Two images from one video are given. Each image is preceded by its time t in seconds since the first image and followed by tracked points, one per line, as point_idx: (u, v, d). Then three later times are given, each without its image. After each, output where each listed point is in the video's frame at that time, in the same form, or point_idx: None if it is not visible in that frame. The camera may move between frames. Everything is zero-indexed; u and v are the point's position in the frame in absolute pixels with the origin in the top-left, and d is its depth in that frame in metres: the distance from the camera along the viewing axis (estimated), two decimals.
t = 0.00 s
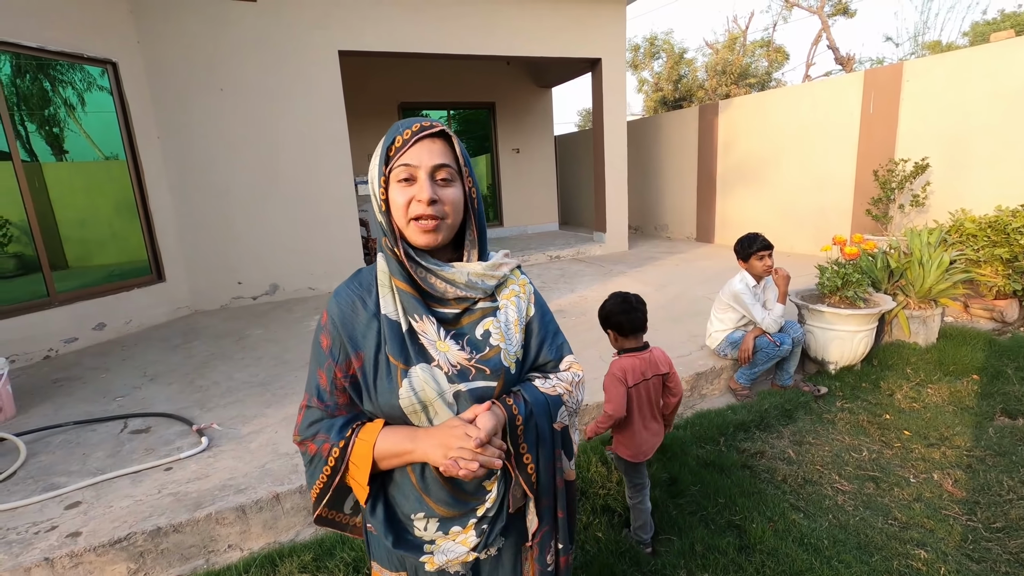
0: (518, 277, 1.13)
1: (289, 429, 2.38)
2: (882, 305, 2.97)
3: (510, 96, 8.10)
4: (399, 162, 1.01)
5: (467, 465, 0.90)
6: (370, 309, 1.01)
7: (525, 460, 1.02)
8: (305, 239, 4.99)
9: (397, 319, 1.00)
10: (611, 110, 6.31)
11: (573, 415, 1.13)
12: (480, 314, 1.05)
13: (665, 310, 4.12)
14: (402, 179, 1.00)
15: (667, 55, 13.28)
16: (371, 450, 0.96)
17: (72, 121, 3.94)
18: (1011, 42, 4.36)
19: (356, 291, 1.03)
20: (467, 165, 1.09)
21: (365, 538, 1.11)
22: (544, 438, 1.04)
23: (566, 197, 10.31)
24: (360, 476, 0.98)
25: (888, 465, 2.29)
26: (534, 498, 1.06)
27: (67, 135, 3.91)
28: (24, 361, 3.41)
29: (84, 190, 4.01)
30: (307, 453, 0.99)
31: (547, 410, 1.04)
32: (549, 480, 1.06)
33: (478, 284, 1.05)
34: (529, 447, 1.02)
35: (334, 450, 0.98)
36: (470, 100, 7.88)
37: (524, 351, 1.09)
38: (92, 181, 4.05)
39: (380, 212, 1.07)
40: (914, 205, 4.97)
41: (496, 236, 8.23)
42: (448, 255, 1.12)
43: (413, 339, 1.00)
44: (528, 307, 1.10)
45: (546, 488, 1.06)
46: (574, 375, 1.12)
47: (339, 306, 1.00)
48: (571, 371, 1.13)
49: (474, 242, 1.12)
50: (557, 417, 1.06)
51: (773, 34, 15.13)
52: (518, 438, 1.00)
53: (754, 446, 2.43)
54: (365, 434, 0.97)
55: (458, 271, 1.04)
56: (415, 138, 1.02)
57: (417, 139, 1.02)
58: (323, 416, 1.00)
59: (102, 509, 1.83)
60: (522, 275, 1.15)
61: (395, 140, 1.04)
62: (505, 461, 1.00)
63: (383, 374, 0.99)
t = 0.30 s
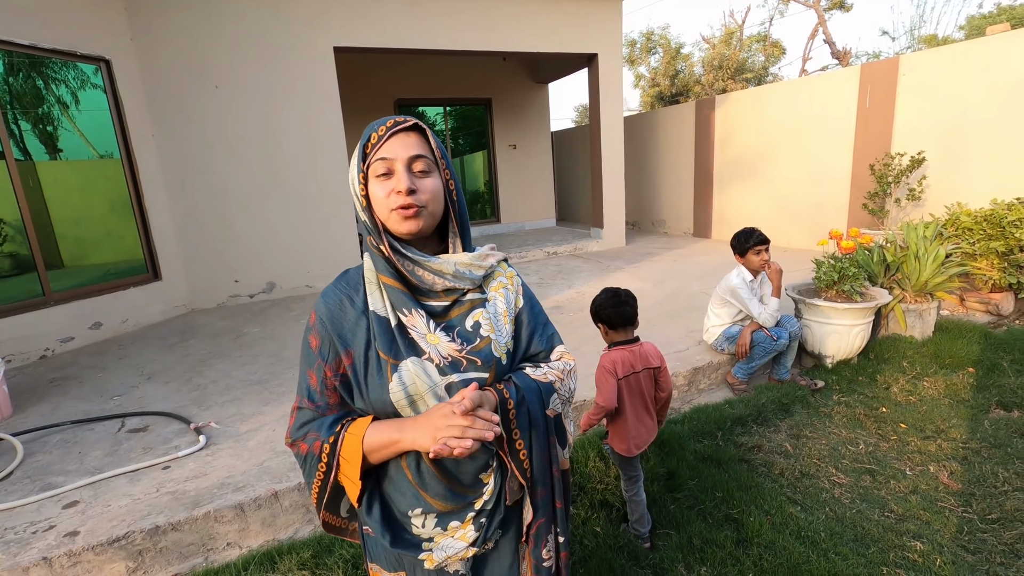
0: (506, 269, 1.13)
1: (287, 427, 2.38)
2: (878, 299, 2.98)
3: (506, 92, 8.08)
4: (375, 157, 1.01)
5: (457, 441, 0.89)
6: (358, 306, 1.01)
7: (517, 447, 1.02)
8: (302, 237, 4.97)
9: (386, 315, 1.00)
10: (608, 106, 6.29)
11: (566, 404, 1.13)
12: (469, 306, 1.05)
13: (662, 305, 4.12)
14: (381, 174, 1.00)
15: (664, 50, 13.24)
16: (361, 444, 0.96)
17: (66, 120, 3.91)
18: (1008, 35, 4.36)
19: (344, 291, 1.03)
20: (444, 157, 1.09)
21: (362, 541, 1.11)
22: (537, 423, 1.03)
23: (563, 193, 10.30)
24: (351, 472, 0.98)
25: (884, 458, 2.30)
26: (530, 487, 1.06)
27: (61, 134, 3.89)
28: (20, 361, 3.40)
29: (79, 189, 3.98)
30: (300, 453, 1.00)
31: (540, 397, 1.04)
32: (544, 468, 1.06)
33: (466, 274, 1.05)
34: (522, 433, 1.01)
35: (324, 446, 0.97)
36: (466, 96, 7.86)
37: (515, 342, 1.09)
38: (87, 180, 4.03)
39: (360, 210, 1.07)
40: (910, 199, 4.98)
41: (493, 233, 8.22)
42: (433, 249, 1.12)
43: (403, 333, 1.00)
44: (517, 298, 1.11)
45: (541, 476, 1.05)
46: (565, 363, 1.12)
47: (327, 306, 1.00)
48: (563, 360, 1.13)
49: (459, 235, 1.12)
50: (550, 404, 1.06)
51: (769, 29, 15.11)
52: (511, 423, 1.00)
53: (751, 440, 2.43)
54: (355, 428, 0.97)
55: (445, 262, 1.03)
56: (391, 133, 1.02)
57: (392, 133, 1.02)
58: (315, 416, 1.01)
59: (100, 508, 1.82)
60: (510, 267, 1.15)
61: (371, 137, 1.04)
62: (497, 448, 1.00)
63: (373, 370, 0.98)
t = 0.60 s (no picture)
0: (501, 268, 1.14)
1: (289, 427, 2.38)
2: (880, 300, 2.98)
3: (508, 93, 8.08)
4: (364, 165, 1.02)
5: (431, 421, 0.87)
6: (356, 309, 1.02)
7: (515, 438, 1.02)
8: (304, 237, 4.99)
9: (385, 316, 1.01)
10: (610, 107, 6.30)
11: (564, 397, 1.13)
12: (465, 304, 1.05)
13: (663, 306, 4.12)
14: (371, 182, 1.01)
15: (666, 51, 13.23)
16: (357, 446, 0.96)
17: (70, 120, 3.94)
18: (1010, 37, 4.35)
19: (342, 295, 1.04)
20: (434, 162, 1.09)
21: (365, 541, 1.12)
22: (536, 414, 1.03)
23: (565, 194, 10.31)
24: (350, 475, 0.98)
25: (886, 460, 2.30)
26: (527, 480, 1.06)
27: (65, 135, 3.91)
28: (24, 361, 3.41)
29: (82, 190, 4.01)
30: (302, 457, 1.00)
31: (540, 390, 1.04)
32: (542, 461, 1.06)
33: (460, 274, 1.05)
34: (520, 422, 1.01)
35: (323, 449, 0.98)
36: (468, 97, 7.87)
37: (513, 338, 1.10)
38: (90, 180, 4.05)
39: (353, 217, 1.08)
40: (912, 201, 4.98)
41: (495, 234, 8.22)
42: (428, 250, 1.13)
43: (402, 333, 1.01)
44: (514, 297, 1.11)
45: (538, 469, 1.05)
46: (562, 359, 1.14)
47: (325, 310, 1.01)
48: (560, 356, 1.15)
49: (452, 238, 1.13)
50: (549, 396, 1.06)
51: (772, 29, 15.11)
52: (509, 414, 1.00)
53: (753, 441, 2.43)
54: (350, 431, 0.97)
55: (438, 263, 1.04)
56: (379, 141, 1.02)
57: (380, 141, 1.02)
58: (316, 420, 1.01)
59: (103, 507, 1.83)
60: (506, 266, 1.16)
61: (360, 145, 1.04)
62: (497, 440, 1.00)
63: (374, 370, 0.98)
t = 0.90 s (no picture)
0: (506, 263, 1.15)
1: (291, 423, 2.39)
2: (882, 297, 2.98)
3: (509, 89, 8.07)
4: (367, 156, 1.02)
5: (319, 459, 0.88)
6: (359, 311, 1.03)
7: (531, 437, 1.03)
8: (306, 234, 4.99)
9: (390, 317, 1.02)
10: (611, 104, 6.28)
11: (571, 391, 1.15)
12: (473, 303, 1.06)
13: (665, 303, 4.13)
14: (374, 173, 1.01)
15: (668, 47, 13.18)
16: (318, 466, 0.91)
17: (71, 117, 3.95)
18: (1015, 33, 4.33)
19: (344, 296, 1.05)
20: (437, 153, 1.10)
21: (373, 537, 1.10)
22: (547, 412, 1.05)
23: (566, 191, 10.30)
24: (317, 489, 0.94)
25: (887, 457, 2.30)
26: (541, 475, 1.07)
27: (67, 132, 3.92)
28: (27, 357, 3.42)
29: (84, 186, 4.02)
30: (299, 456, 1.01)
31: (548, 387, 1.06)
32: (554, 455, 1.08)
33: (466, 271, 1.06)
34: (535, 423, 1.03)
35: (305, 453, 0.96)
36: (470, 94, 7.86)
37: (519, 334, 1.11)
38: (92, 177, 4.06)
39: (355, 210, 1.08)
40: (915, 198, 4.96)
41: (496, 231, 8.21)
42: (432, 246, 1.13)
43: (408, 334, 1.01)
44: (519, 292, 1.13)
45: (552, 463, 1.07)
46: (566, 352, 1.16)
47: (326, 310, 1.03)
48: (564, 349, 1.16)
49: (456, 234, 1.13)
50: (556, 393, 1.08)
51: (775, 26, 15.07)
52: (524, 415, 1.01)
53: (754, 438, 2.44)
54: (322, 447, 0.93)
55: (444, 259, 1.04)
56: (382, 131, 1.03)
57: (383, 131, 1.03)
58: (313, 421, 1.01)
59: (106, 502, 1.84)
60: (509, 261, 1.17)
61: (362, 135, 1.05)
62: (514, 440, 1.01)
63: (381, 374, 0.98)
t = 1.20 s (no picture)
0: (518, 266, 1.15)
1: (292, 423, 2.40)
2: (883, 297, 2.98)
3: (510, 89, 8.07)
4: (375, 164, 1.01)
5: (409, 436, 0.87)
6: (367, 314, 1.01)
7: (528, 444, 1.01)
8: (308, 234, 5.00)
9: (397, 322, 1.01)
10: (612, 103, 6.28)
11: (579, 399, 1.13)
12: (481, 309, 1.06)
13: (665, 303, 4.12)
14: (382, 182, 1.00)
15: (669, 46, 13.17)
16: (356, 456, 0.95)
17: (73, 118, 3.96)
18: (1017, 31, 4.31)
19: (353, 298, 1.03)
20: (451, 156, 1.07)
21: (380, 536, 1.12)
22: (551, 421, 1.03)
23: (567, 191, 10.30)
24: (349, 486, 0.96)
25: (888, 456, 2.30)
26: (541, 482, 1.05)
27: (69, 132, 3.93)
28: (29, 357, 3.43)
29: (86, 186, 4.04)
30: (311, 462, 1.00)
31: (554, 392, 1.04)
32: (558, 464, 1.06)
33: (475, 277, 1.05)
34: (535, 430, 1.01)
35: (326, 454, 0.97)
36: (470, 93, 7.86)
37: (529, 340, 1.11)
38: (94, 178, 4.07)
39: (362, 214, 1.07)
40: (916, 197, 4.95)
41: (497, 230, 8.21)
42: (441, 250, 1.13)
43: (415, 341, 1.01)
44: (531, 296, 1.12)
45: (555, 472, 1.05)
46: (578, 359, 1.13)
47: (336, 314, 1.01)
48: (576, 356, 1.13)
49: (468, 237, 1.12)
50: (563, 399, 1.06)
51: (776, 24, 15.05)
52: (525, 421, 0.99)
53: (755, 437, 2.44)
54: (354, 439, 0.96)
55: (452, 267, 1.03)
56: (391, 136, 1.00)
57: (392, 136, 1.01)
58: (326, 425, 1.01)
59: (108, 501, 1.85)
60: (522, 263, 1.16)
61: (370, 138, 1.03)
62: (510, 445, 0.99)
63: (386, 379, 0.99)
